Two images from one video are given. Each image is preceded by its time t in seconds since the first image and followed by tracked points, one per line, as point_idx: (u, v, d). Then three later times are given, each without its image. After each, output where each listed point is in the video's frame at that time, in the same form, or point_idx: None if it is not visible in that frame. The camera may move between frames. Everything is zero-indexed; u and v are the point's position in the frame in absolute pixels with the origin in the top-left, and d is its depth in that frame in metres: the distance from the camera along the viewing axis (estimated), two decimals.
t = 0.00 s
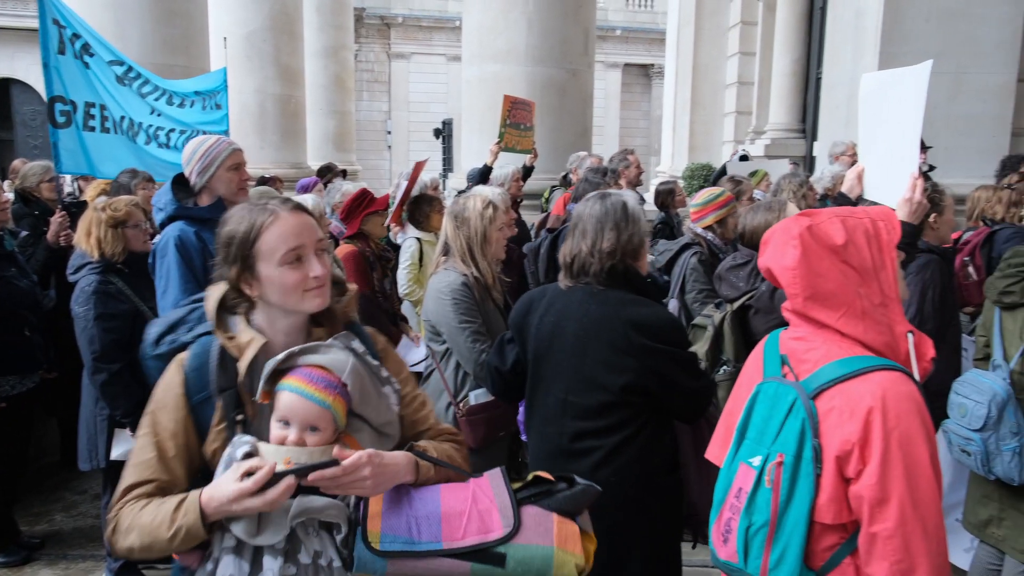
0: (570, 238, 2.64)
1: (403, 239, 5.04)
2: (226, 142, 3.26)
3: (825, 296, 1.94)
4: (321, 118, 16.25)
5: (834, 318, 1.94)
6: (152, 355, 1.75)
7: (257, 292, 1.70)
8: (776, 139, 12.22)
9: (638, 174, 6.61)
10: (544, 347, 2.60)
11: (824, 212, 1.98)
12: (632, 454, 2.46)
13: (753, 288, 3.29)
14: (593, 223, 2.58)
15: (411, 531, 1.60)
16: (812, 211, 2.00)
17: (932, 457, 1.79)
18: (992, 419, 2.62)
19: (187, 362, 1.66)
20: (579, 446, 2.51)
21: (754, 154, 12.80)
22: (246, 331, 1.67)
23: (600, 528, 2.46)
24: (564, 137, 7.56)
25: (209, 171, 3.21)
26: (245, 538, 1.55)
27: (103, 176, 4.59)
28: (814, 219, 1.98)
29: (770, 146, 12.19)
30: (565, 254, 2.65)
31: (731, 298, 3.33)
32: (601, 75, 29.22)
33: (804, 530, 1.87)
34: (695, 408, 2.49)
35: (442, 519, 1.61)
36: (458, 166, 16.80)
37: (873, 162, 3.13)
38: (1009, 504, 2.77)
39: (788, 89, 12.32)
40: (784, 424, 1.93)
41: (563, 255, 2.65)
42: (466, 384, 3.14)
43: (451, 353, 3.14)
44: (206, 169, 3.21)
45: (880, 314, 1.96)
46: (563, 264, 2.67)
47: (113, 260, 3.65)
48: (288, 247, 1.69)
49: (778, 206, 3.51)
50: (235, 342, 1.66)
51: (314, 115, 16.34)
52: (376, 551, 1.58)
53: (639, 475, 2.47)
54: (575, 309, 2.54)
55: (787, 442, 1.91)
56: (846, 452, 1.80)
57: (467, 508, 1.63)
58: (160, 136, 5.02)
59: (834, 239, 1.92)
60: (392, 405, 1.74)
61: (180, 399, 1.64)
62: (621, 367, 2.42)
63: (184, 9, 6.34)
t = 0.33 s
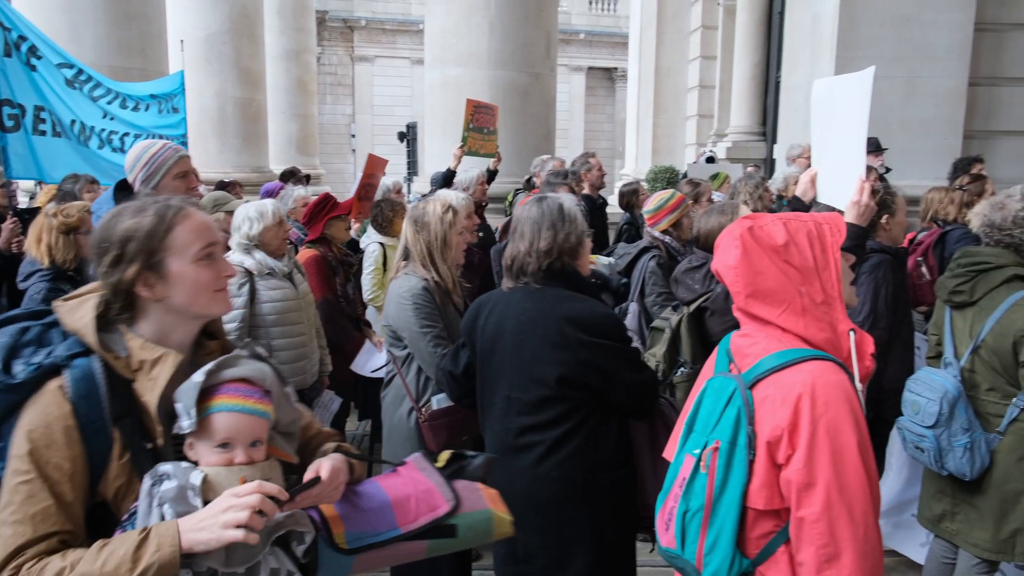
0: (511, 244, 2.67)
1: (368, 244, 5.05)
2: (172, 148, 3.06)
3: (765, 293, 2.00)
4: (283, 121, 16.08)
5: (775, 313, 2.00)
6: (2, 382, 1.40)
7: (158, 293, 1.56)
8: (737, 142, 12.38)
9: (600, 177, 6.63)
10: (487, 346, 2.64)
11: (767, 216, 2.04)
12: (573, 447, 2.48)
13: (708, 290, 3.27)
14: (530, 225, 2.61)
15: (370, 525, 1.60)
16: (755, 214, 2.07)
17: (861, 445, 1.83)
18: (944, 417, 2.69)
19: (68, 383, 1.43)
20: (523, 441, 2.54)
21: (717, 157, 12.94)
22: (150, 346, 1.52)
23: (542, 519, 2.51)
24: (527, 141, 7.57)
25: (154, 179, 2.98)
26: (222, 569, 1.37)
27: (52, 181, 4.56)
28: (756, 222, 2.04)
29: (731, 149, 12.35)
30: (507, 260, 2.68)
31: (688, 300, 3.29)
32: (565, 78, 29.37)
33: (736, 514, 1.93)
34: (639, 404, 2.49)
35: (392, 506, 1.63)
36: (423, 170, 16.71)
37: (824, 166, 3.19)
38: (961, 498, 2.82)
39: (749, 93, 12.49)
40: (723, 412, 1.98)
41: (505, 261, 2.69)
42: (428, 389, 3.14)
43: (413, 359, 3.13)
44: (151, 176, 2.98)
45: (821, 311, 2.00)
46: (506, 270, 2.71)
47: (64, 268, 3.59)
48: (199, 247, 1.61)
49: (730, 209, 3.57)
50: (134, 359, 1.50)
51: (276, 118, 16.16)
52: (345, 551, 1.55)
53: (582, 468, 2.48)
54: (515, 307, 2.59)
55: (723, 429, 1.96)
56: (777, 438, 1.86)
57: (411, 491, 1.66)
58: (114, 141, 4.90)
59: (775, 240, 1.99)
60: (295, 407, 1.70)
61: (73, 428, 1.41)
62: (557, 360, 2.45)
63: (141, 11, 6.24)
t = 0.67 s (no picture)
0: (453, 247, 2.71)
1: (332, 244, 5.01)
2: (117, 148, 2.99)
3: (734, 297, 2.00)
4: (247, 121, 15.91)
5: (742, 318, 2.00)
6: None
7: (10, 305, 1.56)
8: (701, 146, 12.50)
9: (565, 180, 6.64)
10: (433, 348, 2.65)
11: (739, 219, 2.04)
12: (513, 442, 2.48)
13: (666, 292, 3.24)
14: (471, 228, 2.64)
15: (274, 494, 1.77)
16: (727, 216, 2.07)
17: (826, 456, 1.85)
18: (897, 416, 2.74)
19: None
20: (467, 438, 2.55)
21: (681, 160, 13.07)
22: (27, 361, 1.54)
23: (488, 515, 2.51)
24: (492, 143, 7.57)
25: (99, 181, 2.90)
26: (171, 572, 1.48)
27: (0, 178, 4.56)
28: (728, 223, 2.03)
29: (695, 154, 12.49)
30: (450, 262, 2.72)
31: (645, 302, 3.28)
32: (532, 81, 29.44)
33: (698, 522, 1.95)
34: (579, 397, 2.51)
35: (284, 475, 1.80)
36: (389, 172, 16.59)
37: (778, 169, 3.25)
38: (913, 497, 2.88)
39: (712, 98, 12.64)
40: (688, 419, 2.01)
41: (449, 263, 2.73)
42: (388, 392, 3.12)
43: (373, 361, 3.11)
44: (96, 178, 2.89)
45: (788, 317, 2.00)
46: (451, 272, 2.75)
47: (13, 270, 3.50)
48: (56, 255, 1.62)
49: (685, 212, 3.44)
50: (13, 375, 1.51)
51: (239, 118, 15.98)
52: (263, 516, 1.73)
53: (525, 463, 2.48)
54: (457, 307, 2.61)
55: (688, 436, 1.99)
56: (742, 446, 1.88)
57: (295, 465, 1.84)
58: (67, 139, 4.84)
59: (747, 243, 1.98)
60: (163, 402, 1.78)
61: None
62: (494, 356, 2.46)
63: (99, 8, 6.13)
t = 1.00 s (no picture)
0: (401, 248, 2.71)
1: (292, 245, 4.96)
2: (65, 151, 2.91)
3: (719, 316, 1.74)
4: (203, 122, 15.66)
5: (727, 338, 1.75)
6: None
7: None
8: (660, 148, 12.64)
9: (525, 183, 6.65)
10: (381, 353, 2.65)
11: (721, 228, 1.80)
12: (457, 443, 2.48)
13: (620, 293, 3.23)
14: (419, 230, 2.65)
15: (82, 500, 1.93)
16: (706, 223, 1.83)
17: (820, 494, 1.61)
18: (846, 415, 2.81)
19: None
20: (412, 442, 2.54)
21: (641, 163, 13.19)
22: None
23: (435, 518, 2.51)
24: (452, 145, 7.56)
25: (44, 183, 2.84)
26: None
27: None
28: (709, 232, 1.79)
29: (654, 156, 12.61)
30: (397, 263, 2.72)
31: (598, 303, 3.27)
32: (493, 84, 29.47)
33: (681, 567, 1.68)
34: (522, 399, 2.53)
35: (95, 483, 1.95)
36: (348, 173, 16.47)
37: (733, 173, 3.29)
38: (864, 493, 2.94)
39: (671, 101, 12.79)
40: (668, 451, 1.76)
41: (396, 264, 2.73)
42: (346, 394, 3.10)
43: (330, 362, 3.08)
44: (40, 181, 2.83)
45: (776, 335, 1.76)
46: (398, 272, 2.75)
47: None
48: None
49: (650, 213, 3.36)
50: None
51: (194, 118, 15.74)
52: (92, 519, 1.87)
53: (470, 465, 2.49)
54: (402, 310, 2.61)
55: (668, 469, 1.73)
56: (728, 484, 1.63)
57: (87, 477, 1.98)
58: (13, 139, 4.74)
59: (732, 255, 1.74)
60: None
61: None
62: (436, 358, 2.47)
63: (47, 5, 5.99)
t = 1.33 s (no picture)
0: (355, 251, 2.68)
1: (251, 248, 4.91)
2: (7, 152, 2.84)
3: (710, 354, 1.44)
4: (156, 124, 15.38)
5: (716, 379, 1.46)
6: None
7: None
8: (619, 151, 12.73)
9: (484, 184, 6.66)
10: (332, 359, 2.64)
11: (722, 250, 1.48)
12: (408, 448, 2.48)
13: (575, 295, 3.25)
14: (371, 233, 2.63)
15: None
16: (706, 243, 1.50)
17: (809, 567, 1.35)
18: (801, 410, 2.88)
19: None
20: (364, 447, 2.53)
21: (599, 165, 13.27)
22: None
23: (388, 523, 2.50)
24: (410, 148, 7.53)
25: None
26: None
27: None
28: (707, 255, 1.47)
29: (613, 158, 12.70)
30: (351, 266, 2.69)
31: (554, 305, 3.29)
32: (453, 86, 29.45)
33: None
34: (472, 403, 2.53)
35: None
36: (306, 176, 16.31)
37: (686, 175, 3.34)
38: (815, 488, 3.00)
39: (629, 103, 12.89)
40: (643, 497, 1.47)
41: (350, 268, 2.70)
42: (301, 398, 3.06)
43: (285, 367, 3.04)
44: None
45: (775, 377, 1.47)
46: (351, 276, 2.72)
47: None
48: None
49: (601, 214, 3.36)
50: None
51: (146, 120, 15.44)
52: None
53: (421, 470, 2.49)
54: (353, 317, 2.59)
55: (644, 520, 1.44)
56: (706, 548, 1.35)
57: None
58: None
59: (731, 286, 1.43)
60: None
61: None
62: (384, 363, 2.47)
63: None
